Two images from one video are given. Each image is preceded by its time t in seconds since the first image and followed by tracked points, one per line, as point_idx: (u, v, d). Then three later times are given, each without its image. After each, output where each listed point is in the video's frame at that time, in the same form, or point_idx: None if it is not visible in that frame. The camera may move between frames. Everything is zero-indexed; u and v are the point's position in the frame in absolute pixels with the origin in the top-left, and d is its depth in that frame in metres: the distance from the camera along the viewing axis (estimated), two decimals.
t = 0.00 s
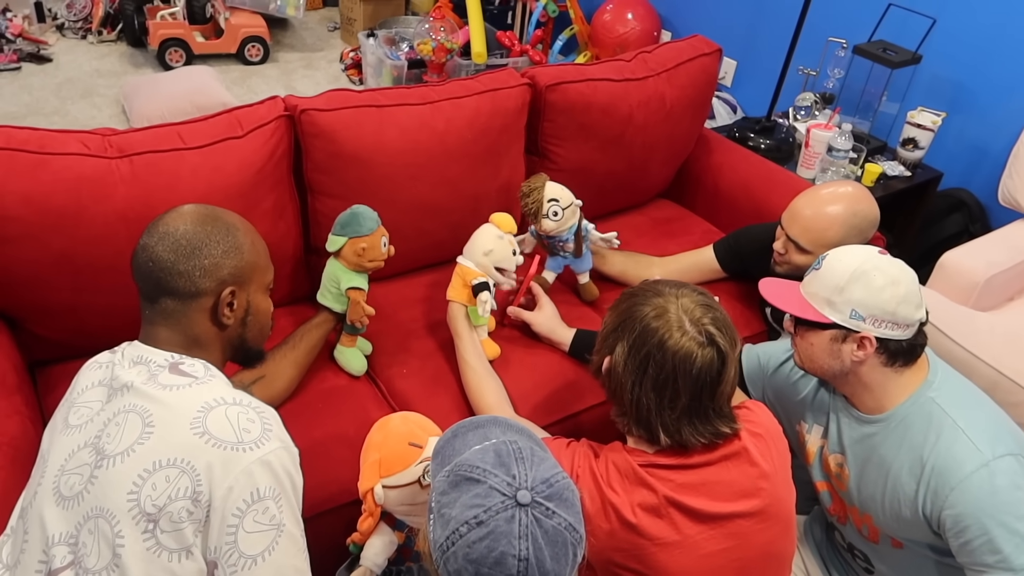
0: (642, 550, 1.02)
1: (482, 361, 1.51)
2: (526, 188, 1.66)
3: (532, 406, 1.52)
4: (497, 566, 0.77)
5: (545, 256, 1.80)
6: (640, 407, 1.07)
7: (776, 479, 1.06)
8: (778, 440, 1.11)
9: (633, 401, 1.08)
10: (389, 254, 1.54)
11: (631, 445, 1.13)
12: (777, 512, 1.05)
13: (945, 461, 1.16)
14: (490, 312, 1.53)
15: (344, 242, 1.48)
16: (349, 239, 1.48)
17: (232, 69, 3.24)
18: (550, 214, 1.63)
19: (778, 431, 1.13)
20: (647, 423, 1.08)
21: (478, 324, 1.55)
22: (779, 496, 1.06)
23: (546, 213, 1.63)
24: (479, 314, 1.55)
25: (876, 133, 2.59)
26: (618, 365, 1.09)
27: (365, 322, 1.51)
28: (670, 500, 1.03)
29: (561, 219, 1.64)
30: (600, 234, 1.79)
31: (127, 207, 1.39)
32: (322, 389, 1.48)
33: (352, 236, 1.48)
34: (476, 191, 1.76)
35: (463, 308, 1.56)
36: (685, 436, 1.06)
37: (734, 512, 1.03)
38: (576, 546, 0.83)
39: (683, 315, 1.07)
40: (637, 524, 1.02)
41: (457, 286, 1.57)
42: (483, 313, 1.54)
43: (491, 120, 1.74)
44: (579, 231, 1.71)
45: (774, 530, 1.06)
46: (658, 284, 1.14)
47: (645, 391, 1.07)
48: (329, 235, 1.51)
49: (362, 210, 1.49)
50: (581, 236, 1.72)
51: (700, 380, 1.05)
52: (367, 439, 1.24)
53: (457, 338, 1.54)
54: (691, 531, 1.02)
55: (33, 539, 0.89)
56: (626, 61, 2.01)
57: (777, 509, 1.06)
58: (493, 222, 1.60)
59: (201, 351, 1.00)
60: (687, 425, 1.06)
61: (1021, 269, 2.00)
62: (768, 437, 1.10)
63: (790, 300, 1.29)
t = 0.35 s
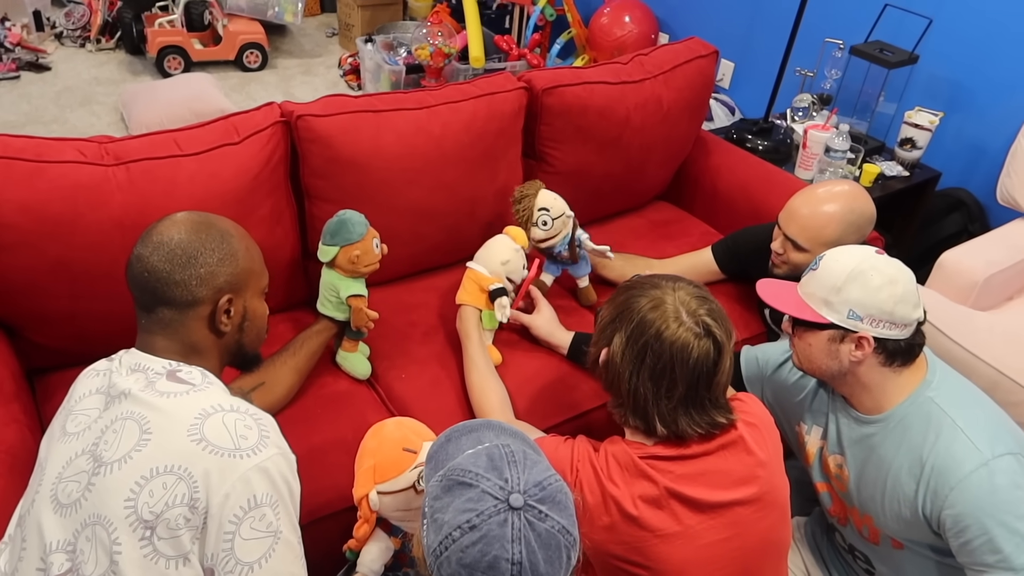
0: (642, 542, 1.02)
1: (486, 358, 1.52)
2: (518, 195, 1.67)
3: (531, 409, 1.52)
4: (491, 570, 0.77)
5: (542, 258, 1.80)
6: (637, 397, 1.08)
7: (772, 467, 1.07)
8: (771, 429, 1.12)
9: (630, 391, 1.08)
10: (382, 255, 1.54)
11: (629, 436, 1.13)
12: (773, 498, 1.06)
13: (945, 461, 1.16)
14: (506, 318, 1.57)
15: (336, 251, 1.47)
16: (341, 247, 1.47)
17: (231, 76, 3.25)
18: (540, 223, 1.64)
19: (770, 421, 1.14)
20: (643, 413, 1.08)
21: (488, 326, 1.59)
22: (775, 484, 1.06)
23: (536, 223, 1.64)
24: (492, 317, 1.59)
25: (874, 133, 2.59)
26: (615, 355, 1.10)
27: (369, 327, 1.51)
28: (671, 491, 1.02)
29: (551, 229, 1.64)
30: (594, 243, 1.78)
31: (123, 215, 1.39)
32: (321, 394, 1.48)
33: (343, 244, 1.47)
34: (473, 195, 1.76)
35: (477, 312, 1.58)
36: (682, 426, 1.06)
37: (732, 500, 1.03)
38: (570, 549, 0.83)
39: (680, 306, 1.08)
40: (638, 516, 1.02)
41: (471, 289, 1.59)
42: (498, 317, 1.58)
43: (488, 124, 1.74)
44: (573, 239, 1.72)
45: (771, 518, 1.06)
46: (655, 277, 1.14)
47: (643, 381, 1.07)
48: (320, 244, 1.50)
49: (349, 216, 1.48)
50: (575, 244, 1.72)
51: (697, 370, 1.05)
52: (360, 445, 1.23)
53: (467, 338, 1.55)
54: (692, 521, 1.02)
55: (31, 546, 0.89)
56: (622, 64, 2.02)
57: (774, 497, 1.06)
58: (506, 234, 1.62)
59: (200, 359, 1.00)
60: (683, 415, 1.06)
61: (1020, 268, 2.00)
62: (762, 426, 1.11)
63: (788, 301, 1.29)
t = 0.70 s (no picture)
0: (662, 540, 1.01)
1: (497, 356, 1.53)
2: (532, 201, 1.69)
3: (548, 411, 1.51)
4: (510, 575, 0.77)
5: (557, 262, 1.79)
6: (652, 395, 1.07)
7: (788, 465, 1.07)
8: (785, 426, 1.12)
9: (645, 389, 1.08)
10: (404, 264, 1.53)
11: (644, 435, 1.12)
12: (788, 494, 1.06)
13: (968, 466, 1.15)
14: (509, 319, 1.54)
15: (357, 252, 1.48)
16: (362, 250, 1.48)
17: (245, 80, 3.27)
18: (553, 230, 1.64)
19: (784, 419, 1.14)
20: (657, 412, 1.08)
21: (500, 331, 1.57)
22: (790, 481, 1.06)
23: (550, 229, 1.64)
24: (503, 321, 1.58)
25: (890, 136, 2.57)
26: (632, 354, 1.09)
27: (379, 334, 1.51)
28: (691, 489, 1.01)
29: (565, 234, 1.64)
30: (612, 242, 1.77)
31: (142, 218, 1.40)
32: (338, 397, 1.48)
33: (364, 246, 1.48)
34: (489, 198, 1.76)
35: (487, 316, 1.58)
36: (697, 427, 1.05)
37: (750, 497, 1.03)
38: (589, 554, 0.83)
39: (698, 307, 1.07)
40: (657, 514, 1.01)
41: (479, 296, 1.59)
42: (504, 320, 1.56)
43: (504, 127, 1.74)
44: (588, 241, 1.71)
45: (789, 516, 1.06)
46: (673, 278, 1.14)
47: (658, 380, 1.07)
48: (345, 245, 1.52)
49: (375, 220, 1.49)
50: (590, 245, 1.72)
51: (713, 372, 1.05)
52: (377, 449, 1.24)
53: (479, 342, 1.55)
54: (711, 519, 1.01)
55: (53, 547, 0.89)
56: (637, 67, 2.01)
57: (791, 493, 1.06)
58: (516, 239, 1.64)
59: (220, 361, 1.00)
60: (698, 416, 1.06)
61: None
62: (777, 424, 1.11)
63: (807, 304, 1.28)
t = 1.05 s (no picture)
0: (675, 551, 1.01)
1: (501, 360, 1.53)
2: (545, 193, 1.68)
3: (553, 412, 1.51)
4: None
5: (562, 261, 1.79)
6: (650, 431, 1.05)
7: (801, 470, 1.06)
8: (796, 430, 1.11)
9: (643, 424, 1.05)
10: (414, 270, 1.53)
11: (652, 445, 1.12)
12: (802, 500, 1.04)
13: (976, 464, 1.14)
14: (514, 320, 1.55)
15: (371, 252, 1.48)
16: (376, 250, 1.48)
17: (251, 81, 3.28)
18: (566, 223, 1.63)
19: (795, 421, 1.13)
20: (656, 446, 1.05)
21: (502, 332, 1.57)
22: (803, 487, 1.05)
23: (563, 222, 1.63)
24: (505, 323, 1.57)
25: (898, 131, 2.56)
26: (629, 387, 1.06)
27: (385, 334, 1.52)
28: (702, 502, 1.02)
29: (577, 228, 1.64)
30: (618, 242, 1.79)
31: (146, 220, 1.40)
32: (343, 398, 1.48)
33: (379, 248, 1.48)
34: (493, 197, 1.75)
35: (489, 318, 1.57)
36: (696, 462, 1.03)
37: (763, 506, 1.02)
38: (591, 556, 0.82)
39: (697, 341, 1.02)
40: (668, 525, 1.01)
41: (482, 297, 1.58)
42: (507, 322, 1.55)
43: (508, 126, 1.74)
44: (598, 237, 1.70)
45: (804, 520, 1.04)
46: (672, 300, 1.08)
47: (656, 418, 1.04)
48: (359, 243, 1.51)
49: (392, 223, 1.50)
50: (599, 242, 1.71)
51: (713, 409, 1.01)
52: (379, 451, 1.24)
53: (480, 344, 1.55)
54: (723, 529, 1.01)
55: (59, 549, 0.90)
56: (642, 64, 2.00)
57: (804, 500, 1.05)
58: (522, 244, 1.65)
59: (224, 363, 1.00)
60: (698, 451, 1.03)
61: None
62: (787, 428, 1.10)
63: (814, 302, 1.27)
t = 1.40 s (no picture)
0: (695, 564, 1.02)
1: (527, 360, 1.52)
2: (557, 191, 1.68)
3: (565, 412, 1.51)
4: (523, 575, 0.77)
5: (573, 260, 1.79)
6: (677, 448, 1.04)
7: (826, 486, 1.05)
8: (823, 446, 1.11)
9: (670, 441, 1.05)
10: (423, 266, 1.54)
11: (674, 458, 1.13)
12: (826, 516, 1.04)
13: (990, 463, 1.13)
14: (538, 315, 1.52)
15: (381, 250, 1.49)
16: (385, 248, 1.49)
17: (261, 80, 3.29)
18: (576, 220, 1.63)
19: (821, 437, 1.12)
20: (682, 462, 1.05)
21: (532, 329, 1.57)
22: (829, 503, 1.04)
23: (574, 219, 1.63)
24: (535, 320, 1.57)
25: (909, 129, 2.54)
26: (657, 403, 1.05)
27: (395, 331, 1.52)
28: (724, 516, 1.02)
29: (588, 224, 1.64)
30: (629, 240, 1.77)
31: (160, 218, 1.41)
32: (355, 396, 1.48)
33: (388, 245, 1.48)
34: (504, 196, 1.76)
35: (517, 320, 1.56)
36: (721, 479, 1.03)
37: (786, 522, 1.01)
38: (603, 553, 0.83)
39: (728, 360, 1.00)
40: (688, 538, 1.02)
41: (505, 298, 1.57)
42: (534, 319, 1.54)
43: (518, 124, 1.74)
44: (608, 236, 1.70)
45: (829, 538, 1.04)
46: (704, 315, 1.06)
47: (683, 435, 1.03)
48: (369, 242, 1.52)
49: (401, 220, 1.50)
50: (610, 241, 1.70)
51: (742, 431, 1.00)
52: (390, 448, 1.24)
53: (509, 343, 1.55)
54: (744, 543, 1.01)
55: (75, 545, 0.90)
56: (652, 62, 2.00)
57: (829, 516, 1.04)
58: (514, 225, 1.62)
59: (237, 361, 1.01)
60: (725, 470, 1.02)
61: None
62: (813, 444, 1.09)
63: (825, 300, 1.27)
